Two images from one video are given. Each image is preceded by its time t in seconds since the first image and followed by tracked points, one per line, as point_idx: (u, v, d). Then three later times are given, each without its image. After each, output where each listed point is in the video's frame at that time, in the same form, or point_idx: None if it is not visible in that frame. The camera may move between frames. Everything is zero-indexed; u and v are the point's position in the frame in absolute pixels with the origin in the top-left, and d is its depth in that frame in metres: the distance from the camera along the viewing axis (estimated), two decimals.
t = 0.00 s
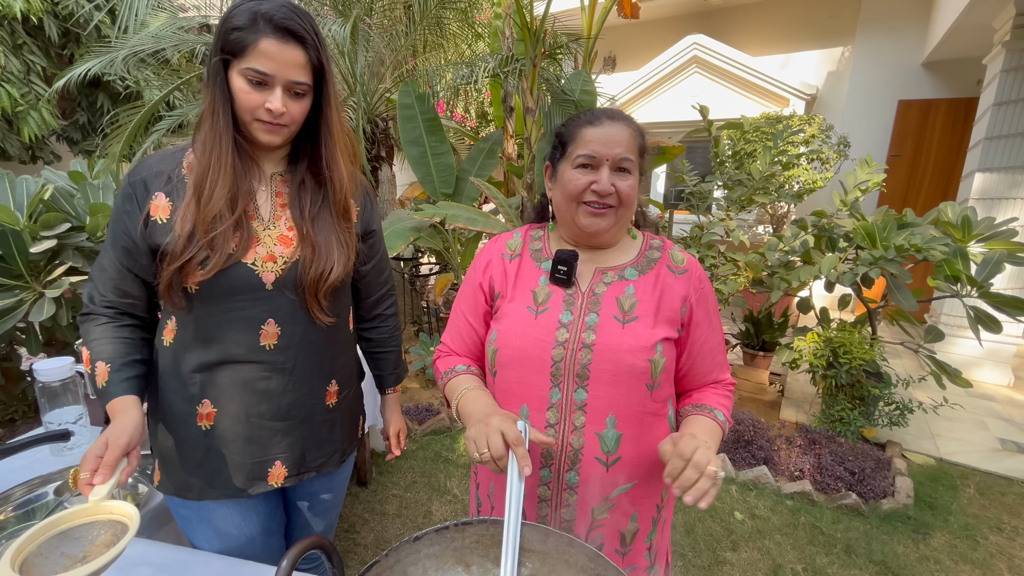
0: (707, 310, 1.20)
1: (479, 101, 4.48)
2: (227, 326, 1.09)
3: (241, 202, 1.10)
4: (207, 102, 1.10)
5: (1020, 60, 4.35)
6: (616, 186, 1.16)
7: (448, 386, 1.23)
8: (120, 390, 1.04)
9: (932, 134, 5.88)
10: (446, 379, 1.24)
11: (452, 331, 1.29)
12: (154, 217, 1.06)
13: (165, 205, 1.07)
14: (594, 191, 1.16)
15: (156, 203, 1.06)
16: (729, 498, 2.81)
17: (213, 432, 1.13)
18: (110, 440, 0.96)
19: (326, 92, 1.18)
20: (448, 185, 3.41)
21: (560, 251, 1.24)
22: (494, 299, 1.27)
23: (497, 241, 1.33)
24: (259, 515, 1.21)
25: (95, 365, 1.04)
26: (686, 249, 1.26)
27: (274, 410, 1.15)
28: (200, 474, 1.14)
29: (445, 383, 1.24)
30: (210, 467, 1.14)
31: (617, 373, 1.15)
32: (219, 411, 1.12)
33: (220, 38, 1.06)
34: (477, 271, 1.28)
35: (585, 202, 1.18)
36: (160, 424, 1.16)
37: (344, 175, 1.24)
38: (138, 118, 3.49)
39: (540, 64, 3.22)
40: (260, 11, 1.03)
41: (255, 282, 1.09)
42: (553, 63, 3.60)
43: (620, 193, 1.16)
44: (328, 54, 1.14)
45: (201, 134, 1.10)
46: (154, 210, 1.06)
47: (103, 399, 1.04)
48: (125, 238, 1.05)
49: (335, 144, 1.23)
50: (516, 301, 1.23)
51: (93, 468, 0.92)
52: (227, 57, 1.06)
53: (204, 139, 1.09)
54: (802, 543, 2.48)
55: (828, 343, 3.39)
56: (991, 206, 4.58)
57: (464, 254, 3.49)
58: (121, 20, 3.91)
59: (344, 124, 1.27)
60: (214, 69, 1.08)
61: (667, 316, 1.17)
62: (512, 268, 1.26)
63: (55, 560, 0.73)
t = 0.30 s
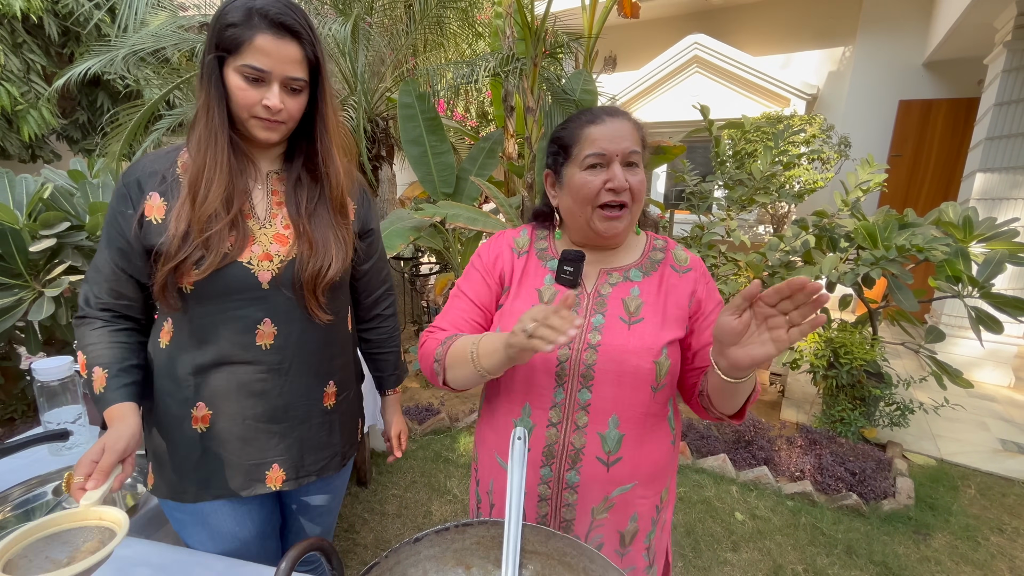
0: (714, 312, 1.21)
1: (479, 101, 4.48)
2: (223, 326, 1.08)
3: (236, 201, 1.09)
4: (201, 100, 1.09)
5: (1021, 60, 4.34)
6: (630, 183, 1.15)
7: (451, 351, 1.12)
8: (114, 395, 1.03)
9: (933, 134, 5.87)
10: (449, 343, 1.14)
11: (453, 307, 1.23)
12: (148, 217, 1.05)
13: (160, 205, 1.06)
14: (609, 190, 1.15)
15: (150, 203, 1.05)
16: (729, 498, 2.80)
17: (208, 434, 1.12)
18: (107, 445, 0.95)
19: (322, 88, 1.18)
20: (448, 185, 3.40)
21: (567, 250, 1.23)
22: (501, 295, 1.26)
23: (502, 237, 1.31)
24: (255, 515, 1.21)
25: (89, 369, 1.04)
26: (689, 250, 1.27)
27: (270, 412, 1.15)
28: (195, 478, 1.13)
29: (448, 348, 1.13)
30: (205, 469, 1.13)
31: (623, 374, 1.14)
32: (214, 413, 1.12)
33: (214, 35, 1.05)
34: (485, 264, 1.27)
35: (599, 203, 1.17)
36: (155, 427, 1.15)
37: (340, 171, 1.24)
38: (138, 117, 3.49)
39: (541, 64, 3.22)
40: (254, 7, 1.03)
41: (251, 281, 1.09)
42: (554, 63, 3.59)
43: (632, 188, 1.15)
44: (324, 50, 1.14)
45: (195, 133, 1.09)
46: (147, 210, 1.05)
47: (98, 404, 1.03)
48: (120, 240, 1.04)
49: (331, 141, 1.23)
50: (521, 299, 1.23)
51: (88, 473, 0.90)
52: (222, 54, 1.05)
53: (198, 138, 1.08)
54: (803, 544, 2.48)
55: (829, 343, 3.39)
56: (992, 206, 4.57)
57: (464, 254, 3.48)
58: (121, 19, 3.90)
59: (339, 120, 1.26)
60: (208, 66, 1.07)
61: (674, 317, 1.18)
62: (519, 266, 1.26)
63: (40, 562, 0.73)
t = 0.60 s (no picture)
0: (714, 308, 1.21)
1: (480, 99, 4.46)
2: (216, 327, 1.07)
3: (230, 198, 1.08)
4: (194, 96, 1.07)
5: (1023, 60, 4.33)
6: (600, 170, 1.14)
7: (487, 371, 1.06)
8: (106, 397, 1.02)
9: (934, 134, 5.86)
10: (481, 363, 1.08)
11: (467, 310, 1.19)
12: (139, 215, 1.04)
13: (151, 203, 1.05)
14: (580, 179, 1.14)
15: (142, 201, 1.04)
16: (730, 499, 2.79)
17: (202, 438, 1.11)
18: (94, 453, 0.94)
19: (317, 84, 1.17)
20: (449, 183, 3.39)
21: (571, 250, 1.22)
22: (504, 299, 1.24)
23: (501, 240, 1.30)
24: (253, 517, 1.21)
25: (81, 370, 1.03)
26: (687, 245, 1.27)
27: (267, 414, 1.14)
28: (189, 482, 1.12)
29: (483, 368, 1.07)
30: (200, 473, 1.12)
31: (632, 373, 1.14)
32: (208, 417, 1.11)
33: (209, 29, 1.03)
34: (490, 267, 1.24)
35: (574, 194, 1.16)
36: (148, 430, 1.14)
37: (336, 167, 1.23)
38: (137, 115, 3.47)
39: (541, 62, 3.21)
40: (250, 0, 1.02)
41: (244, 279, 1.07)
42: (554, 61, 3.58)
43: (606, 175, 1.14)
44: (319, 44, 1.14)
45: (188, 130, 1.08)
46: (139, 208, 1.04)
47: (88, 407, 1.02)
48: (111, 238, 1.03)
49: (326, 137, 1.22)
50: (524, 300, 1.21)
51: (78, 482, 0.92)
52: (217, 49, 1.04)
53: (191, 135, 1.07)
54: (804, 544, 2.47)
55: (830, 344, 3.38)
56: (994, 206, 4.55)
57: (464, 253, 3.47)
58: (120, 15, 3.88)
59: (335, 116, 1.26)
60: (203, 61, 1.05)
61: (679, 313, 1.18)
62: (520, 267, 1.24)
63: (40, 573, 0.70)
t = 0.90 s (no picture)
0: (707, 301, 1.22)
1: (479, 98, 4.46)
2: (205, 325, 1.07)
3: (219, 194, 1.07)
4: (181, 89, 1.07)
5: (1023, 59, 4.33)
6: (573, 169, 1.14)
7: (490, 364, 1.04)
8: (97, 394, 1.02)
9: (933, 134, 5.86)
10: (482, 357, 1.06)
11: (462, 309, 1.18)
12: (125, 214, 1.04)
13: (137, 201, 1.04)
14: (553, 180, 1.15)
15: (128, 200, 1.04)
16: (728, 498, 2.79)
17: (193, 440, 1.11)
18: (85, 450, 0.93)
19: (307, 77, 1.18)
20: (447, 182, 3.38)
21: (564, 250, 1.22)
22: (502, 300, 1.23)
23: (493, 240, 1.30)
24: (247, 517, 1.20)
25: (71, 370, 1.02)
26: (676, 238, 1.28)
27: (258, 413, 1.13)
28: (182, 482, 1.11)
29: (484, 361, 1.05)
30: (192, 474, 1.11)
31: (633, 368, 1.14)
32: (198, 419, 1.10)
33: (199, 19, 1.02)
34: (483, 267, 1.23)
35: (549, 195, 1.17)
36: (140, 430, 1.14)
37: (325, 160, 1.24)
38: (135, 112, 3.46)
39: (540, 61, 3.20)
40: None
41: (233, 277, 1.07)
42: (553, 59, 3.57)
43: (579, 174, 1.14)
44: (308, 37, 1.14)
45: (175, 126, 1.07)
46: (125, 206, 1.04)
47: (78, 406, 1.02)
48: (98, 238, 1.03)
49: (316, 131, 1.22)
50: (519, 301, 1.21)
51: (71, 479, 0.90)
52: (208, 41, 1.03)
53: (178, 132, 1.07)
54: (801, 543, 2.47)
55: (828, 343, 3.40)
56: (993, 206, 4.55)
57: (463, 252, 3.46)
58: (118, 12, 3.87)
59: (325, 110, 1.26)
60: (190, 54, 1.04)
61: (674, 306, 1.18)
62: (513, 267, 1.24)
63: (32, 571, 0.71)
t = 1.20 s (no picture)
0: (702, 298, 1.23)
1: (478, 97, 4.46)
2: (201, 326, 1.08)
3: (211, 195, 1.08)
4: (172, 92, 1.07)
5: (1021, 59, 4.33)
6: (558, 177, 1.15)
7: (494, 332, 1.02)
8: (91, 394, 1.03)
9: (932, 133, 5.86)
10: (486, 324, 1.04)
11: (465, 296, 1.16)
12: (118, 216, 1.04)
13: (130, 203, 1.05)
14: (542, 191, 1.16)
15: (121, 203, 1.05)
16: (726, 497, 2.80)
17: (190, 442, 1.11)
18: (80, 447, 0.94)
19: (297, 77, 1.18)
20: (446, 182, 3.38)
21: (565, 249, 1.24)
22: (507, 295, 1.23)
23: (494, 239, 1.31)
24: (245, 518, 1.21)
25: (66, 370, 1.03)
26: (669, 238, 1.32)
27: (256, 414, 1.14)
28: (179, 483, 1.12)
29: (487, 329, 1.03)
30: (189, 475, 1.12)
31: (629, 369, 1.15)
32: (195, 421, 1.11)
33: (186, 22, 1.02)
34: (485, 255, 1.25)
35: (540, 205, 1.18)
36: (137, 432, 1.14)
37: (317, 160, 1.24)
38: (134, 112, 3.47)
39: (539, 61, 3.20)
40: None
41: (228, 278, 1.08)
42: (553, 59, 3.57)
43: (566, 182, 1.15)
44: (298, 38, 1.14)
45: (166, 128, 1.08)
46: (118, 208, 1.04)
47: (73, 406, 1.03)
48: (92, 240, 1.04)
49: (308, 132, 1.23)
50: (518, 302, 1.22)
51: (63, 476, 0.91)
52: (195, 43, 1.03)
53: (169, 134, 1.07)
54: (799, 542, 2.48)
55: (826, 342, 3.41)
56: (991, 206, 4.56)
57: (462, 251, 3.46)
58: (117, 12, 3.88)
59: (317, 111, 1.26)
60: (179, 56, 1.04)
61: (670, 306, 1.18)
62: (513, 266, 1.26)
63: (22, 567, 0.71)
